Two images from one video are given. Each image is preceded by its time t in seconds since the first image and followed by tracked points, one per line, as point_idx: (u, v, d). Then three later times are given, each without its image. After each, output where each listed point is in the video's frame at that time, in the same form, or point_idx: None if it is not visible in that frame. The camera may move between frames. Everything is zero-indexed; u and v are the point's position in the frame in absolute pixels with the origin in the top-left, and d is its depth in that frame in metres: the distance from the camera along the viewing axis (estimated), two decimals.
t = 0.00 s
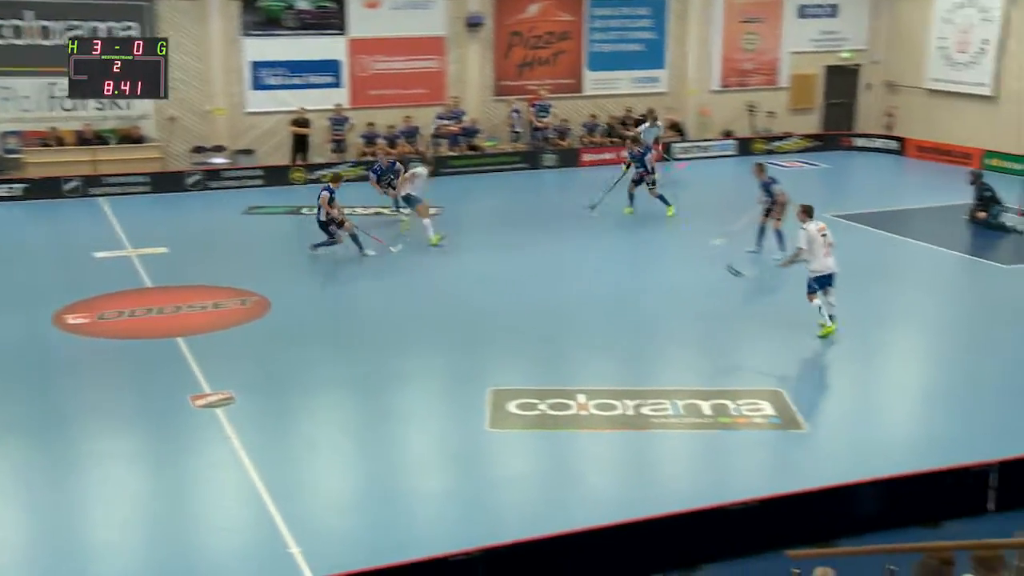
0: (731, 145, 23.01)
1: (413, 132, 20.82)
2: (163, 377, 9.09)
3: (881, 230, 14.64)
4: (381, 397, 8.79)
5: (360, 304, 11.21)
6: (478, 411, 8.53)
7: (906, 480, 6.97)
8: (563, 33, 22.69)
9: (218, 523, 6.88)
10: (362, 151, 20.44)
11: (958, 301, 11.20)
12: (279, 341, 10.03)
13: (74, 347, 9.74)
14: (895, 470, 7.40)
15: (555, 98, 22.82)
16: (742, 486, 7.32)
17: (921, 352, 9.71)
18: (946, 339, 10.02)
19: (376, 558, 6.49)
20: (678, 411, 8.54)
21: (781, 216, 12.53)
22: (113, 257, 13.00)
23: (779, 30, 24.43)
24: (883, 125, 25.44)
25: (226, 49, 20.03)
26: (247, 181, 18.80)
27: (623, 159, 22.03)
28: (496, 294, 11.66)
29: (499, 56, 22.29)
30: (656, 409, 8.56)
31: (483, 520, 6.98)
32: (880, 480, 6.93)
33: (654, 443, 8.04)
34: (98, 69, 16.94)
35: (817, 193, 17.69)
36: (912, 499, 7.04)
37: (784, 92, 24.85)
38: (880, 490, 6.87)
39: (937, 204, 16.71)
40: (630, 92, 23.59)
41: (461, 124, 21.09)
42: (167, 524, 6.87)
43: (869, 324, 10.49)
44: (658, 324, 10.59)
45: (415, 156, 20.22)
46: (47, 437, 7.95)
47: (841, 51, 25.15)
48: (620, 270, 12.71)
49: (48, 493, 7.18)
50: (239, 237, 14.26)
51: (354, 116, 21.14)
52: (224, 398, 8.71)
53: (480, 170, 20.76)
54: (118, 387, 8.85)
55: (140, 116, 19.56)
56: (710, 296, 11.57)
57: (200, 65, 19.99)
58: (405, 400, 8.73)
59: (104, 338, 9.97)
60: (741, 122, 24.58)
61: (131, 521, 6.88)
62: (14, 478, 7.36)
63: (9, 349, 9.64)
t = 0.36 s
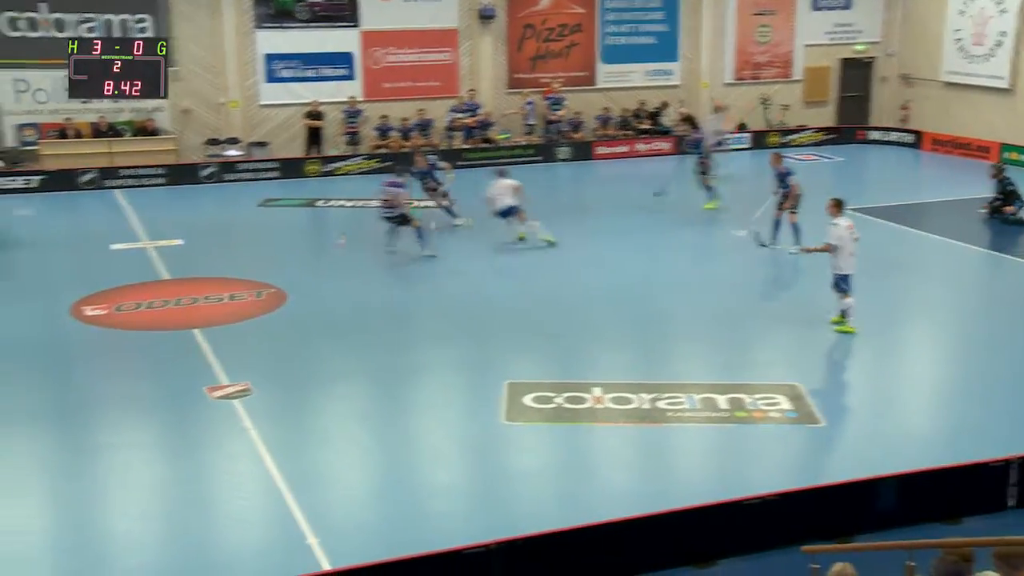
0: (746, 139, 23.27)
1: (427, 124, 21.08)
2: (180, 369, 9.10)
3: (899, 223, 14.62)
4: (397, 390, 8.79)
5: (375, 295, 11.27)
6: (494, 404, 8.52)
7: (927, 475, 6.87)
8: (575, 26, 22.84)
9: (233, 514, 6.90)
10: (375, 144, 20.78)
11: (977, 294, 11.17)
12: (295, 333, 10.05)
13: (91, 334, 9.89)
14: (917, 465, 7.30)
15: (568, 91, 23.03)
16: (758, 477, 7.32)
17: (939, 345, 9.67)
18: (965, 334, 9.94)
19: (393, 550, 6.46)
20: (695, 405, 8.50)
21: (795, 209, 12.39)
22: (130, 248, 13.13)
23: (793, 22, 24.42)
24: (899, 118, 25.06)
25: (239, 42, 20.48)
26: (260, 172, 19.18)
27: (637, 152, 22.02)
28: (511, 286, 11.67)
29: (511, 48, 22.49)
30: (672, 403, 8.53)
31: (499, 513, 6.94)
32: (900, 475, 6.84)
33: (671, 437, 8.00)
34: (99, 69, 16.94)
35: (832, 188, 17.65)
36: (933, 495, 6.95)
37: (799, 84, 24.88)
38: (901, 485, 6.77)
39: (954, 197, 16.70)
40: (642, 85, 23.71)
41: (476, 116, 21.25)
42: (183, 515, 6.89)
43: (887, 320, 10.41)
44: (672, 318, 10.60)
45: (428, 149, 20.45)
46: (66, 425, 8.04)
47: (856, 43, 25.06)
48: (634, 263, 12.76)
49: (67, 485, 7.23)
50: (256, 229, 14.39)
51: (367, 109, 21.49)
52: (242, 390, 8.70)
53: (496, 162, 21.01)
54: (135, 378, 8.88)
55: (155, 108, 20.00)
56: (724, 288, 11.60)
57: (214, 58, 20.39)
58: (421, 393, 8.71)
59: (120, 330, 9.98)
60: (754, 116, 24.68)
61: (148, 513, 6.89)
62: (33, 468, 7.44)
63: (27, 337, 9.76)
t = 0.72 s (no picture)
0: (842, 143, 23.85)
1: (520, 121, 22.87)
2: (278, 355, 9.52)
3: (993, 224, 14.45)
4: (486, 381, 9.03)
5: (468, 288, 11.69)
6: (581, 397, 8.70)
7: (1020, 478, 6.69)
8: (670, 26, 24.27)
9: (331, 497, 7.14)
10: (471, 139, 22.58)
11: None
12: (387, 322, 10.44)
13: (197, 317, 10.49)
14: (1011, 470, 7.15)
15: (659, 89, 24.48)
16: (847, 474, 7.30)
17: None
18: None
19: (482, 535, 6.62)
20: (781, 402, 8.58)
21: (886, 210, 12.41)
22: (236, 239, 13.85)
23: (887, 23, 25.43)
24: (997, 118, 26.33)
25: (342, 40, 22.12)
26: (360, 166, 20.36)
27: (727, 150, 23.07)
28: (597, 284, 11.94)
29: (606, 47, 24.01)
30: (758, 399, 8.62)
31: (586, 503, 7.05)
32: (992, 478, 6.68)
33: (756, 432, 8.08)
34: (99, 70, 17.77)
35: (917, 190, 17.52)
36: None
37: (892, 84, 25.89)
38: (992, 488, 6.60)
39: None
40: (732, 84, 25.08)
41: (570, 113, 22.85)
42: (285, 495, 7.18)
43: (980, 321, 10.32)
44: (761, 316, 10.73)
45: (522, 146, 21.75)
46: (177, 404, 8.52)
47: (954, 43, 26.08)
48: (720, 263, 12.98)
49: (177, 460, 7.64)
50: (351, 224, 15.00)
51: (462, 106, 23.21)
52: (339, 376, 9.07)
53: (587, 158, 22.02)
54: (237, 362, 9.34)
55: (261, 104, 21.97)
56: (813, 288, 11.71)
57: (317, 56, 22.16)
58: (509, 385, 8.95)
59: (223, 317, 10.49)
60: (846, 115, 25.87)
61: (249, 492, 7.20)
62: (148, 444, 7.88)
63: (142, 318, 10.47)
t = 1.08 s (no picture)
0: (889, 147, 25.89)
1: (583, 128, 25.09)
2: (353, 346, 10.26)
3: None
4: (545, 374, 9.53)
5: (531, 288, 12.47)
6: (637, 389, 9.16)
7: None
8: (728, 37, 26.79)
9: (401, 477, 7.53)
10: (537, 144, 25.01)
11: None
12: (451, 318, 11.22)
13: (279, 311, 11.44)
14: None
15: (716, 98, 27.08)
16: (895, 468, 7.53)
17: None
18: None
19: (537, 515, 6.93)
20: (827, 397, 8.97)
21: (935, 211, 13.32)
22: (317, 235, 15.61)
23: (938, 35, 27.87)
24: None
25: (418, 50, 24.96)
26: (429, 168, 22.97)
27: (779, 156, 25.26)
28: (651, 283, 12.68)
29: (667, 58, 26.56)
30: (805, 394, 9.03)
31: (638, 488, 7.34)
32: None
33: (803, 424, 8.45)
34: (101, 69, 19.22)
35: (965, 194, 18.00)
36: None
37: (942, 94, 28.39)
38: None
39: None
40: (787, 93, 27.65)
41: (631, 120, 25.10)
42: (359, 472, 7.63)
43: None
44: (809, 314, 11.26)
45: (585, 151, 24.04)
46: (258, 390, 9.14)
47: (1004, 54, 28.71)
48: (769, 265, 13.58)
49: (258, 439, 8.17)
50: (426, 223, 16.63)
51: (530, 112, 25.86)
52: (408, 364, 9.76)
53: (646, 163, 24.42)
54: (315, 351, 10.09)
55: (341, 110, 24.71)
56: (861, 288, 12.19)
57: (394, 66, 25.01)
58: (567, 377, 9.46)
59: (305, 308, 11.55)
60: (896, 122, 28.30)
61: (323, 470, 7.64)
62: (233, 424, 8.45)
63: (230, 312, 11.44)
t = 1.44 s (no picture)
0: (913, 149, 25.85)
1: (608, 129, 25.30)
2: (377, 346, 10.32)
3: None
4: (567, 375, 9.54)
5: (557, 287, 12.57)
6: (660, 391, 9.15)
7: None
8: (752, 39, 27.09)
9: (423, 476, 7.50)
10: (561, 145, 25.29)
11: None
12: (475, 318, 11.29)
13: (305, 311, 11.55)
14: None
15: (741, 99, 27.40)
16: (921, 472, 7.44)
17: None
18: None
19: (559, 514, 6.88)
20: (851, 400, 8.93)
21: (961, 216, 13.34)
22: (341, 235, 15.75)
23: (965, 37, 28.02)
24: None
25: (443, 51, 25.68)
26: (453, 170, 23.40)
27: (805, 158, 25.30)
28: (675, 283, 12.74)
29: (692, 60, 26.97)
30: (829, 396, 9.00)
31: (661, 489, 7.29)
32: None
33: (826, 426, 8.40)
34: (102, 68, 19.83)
35: (992, 196, 18.07)
36: None
37: (969, 96, 28.58)
38: None
39: None
40: (812, 95, 27.91)
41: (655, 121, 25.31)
42: (382, 470, 7.63)
43: None
44: (833, 315, 11.29)
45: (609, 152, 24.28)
46: (282, 389, 9.20)
47: None
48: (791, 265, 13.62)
49: (281, 437, 8.19)
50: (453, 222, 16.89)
51: (553, 114, 26.46)
52: (431, 364, 9.82)
53: (671, 164, 24.60)
54: (339, 351, 10.17)
55: (366, 111, 25.45)
56: (886, 290, 12.17)
57: (419, 66, 25.71)
58: (590, 377, 9.48)
59: (328, 307, 11.66)
60: (922, 124, 28.60)
61: (345, 468, 7.63)
62: (258, 423, 8.49)
63: (255, 312, 11.54)
